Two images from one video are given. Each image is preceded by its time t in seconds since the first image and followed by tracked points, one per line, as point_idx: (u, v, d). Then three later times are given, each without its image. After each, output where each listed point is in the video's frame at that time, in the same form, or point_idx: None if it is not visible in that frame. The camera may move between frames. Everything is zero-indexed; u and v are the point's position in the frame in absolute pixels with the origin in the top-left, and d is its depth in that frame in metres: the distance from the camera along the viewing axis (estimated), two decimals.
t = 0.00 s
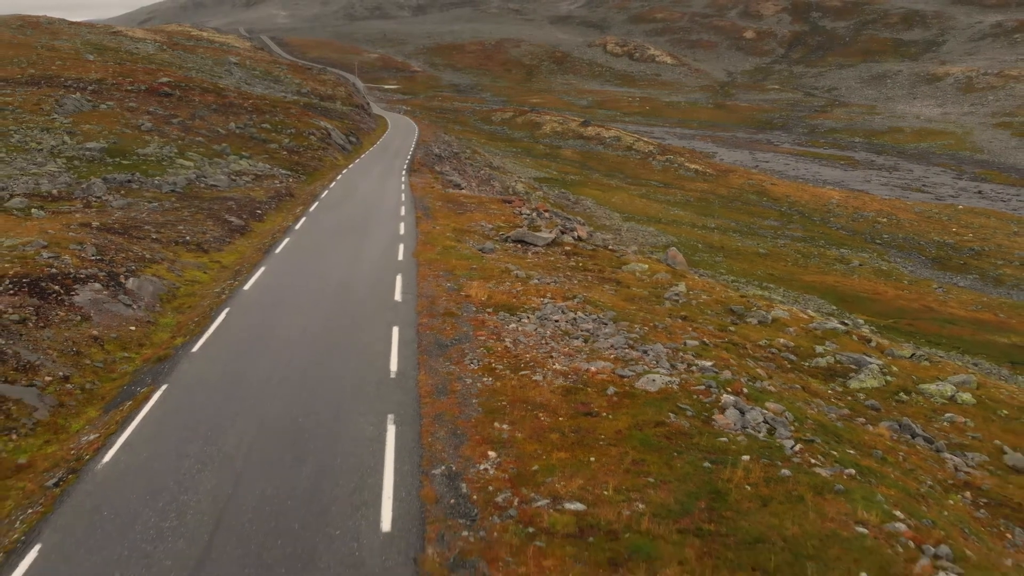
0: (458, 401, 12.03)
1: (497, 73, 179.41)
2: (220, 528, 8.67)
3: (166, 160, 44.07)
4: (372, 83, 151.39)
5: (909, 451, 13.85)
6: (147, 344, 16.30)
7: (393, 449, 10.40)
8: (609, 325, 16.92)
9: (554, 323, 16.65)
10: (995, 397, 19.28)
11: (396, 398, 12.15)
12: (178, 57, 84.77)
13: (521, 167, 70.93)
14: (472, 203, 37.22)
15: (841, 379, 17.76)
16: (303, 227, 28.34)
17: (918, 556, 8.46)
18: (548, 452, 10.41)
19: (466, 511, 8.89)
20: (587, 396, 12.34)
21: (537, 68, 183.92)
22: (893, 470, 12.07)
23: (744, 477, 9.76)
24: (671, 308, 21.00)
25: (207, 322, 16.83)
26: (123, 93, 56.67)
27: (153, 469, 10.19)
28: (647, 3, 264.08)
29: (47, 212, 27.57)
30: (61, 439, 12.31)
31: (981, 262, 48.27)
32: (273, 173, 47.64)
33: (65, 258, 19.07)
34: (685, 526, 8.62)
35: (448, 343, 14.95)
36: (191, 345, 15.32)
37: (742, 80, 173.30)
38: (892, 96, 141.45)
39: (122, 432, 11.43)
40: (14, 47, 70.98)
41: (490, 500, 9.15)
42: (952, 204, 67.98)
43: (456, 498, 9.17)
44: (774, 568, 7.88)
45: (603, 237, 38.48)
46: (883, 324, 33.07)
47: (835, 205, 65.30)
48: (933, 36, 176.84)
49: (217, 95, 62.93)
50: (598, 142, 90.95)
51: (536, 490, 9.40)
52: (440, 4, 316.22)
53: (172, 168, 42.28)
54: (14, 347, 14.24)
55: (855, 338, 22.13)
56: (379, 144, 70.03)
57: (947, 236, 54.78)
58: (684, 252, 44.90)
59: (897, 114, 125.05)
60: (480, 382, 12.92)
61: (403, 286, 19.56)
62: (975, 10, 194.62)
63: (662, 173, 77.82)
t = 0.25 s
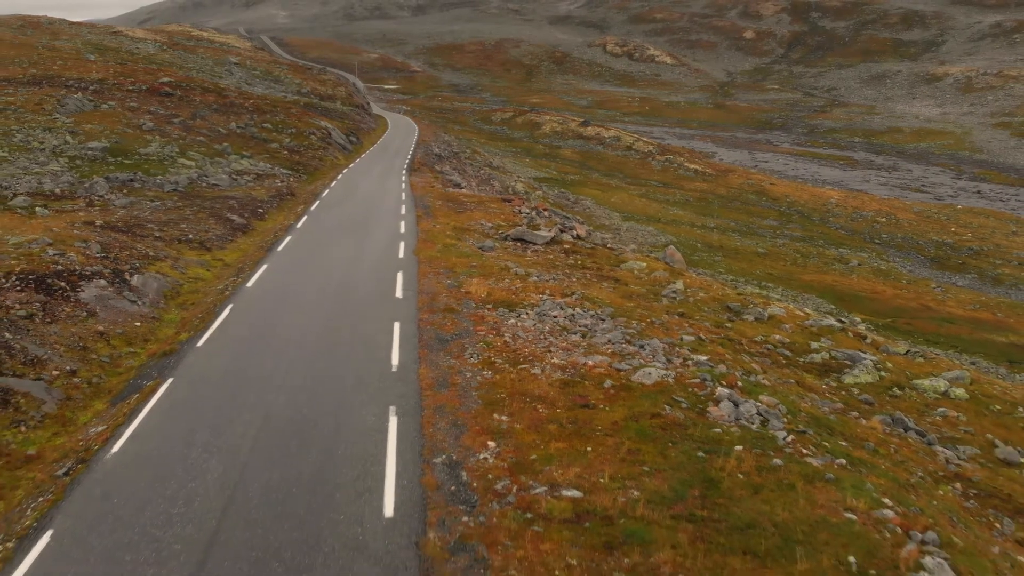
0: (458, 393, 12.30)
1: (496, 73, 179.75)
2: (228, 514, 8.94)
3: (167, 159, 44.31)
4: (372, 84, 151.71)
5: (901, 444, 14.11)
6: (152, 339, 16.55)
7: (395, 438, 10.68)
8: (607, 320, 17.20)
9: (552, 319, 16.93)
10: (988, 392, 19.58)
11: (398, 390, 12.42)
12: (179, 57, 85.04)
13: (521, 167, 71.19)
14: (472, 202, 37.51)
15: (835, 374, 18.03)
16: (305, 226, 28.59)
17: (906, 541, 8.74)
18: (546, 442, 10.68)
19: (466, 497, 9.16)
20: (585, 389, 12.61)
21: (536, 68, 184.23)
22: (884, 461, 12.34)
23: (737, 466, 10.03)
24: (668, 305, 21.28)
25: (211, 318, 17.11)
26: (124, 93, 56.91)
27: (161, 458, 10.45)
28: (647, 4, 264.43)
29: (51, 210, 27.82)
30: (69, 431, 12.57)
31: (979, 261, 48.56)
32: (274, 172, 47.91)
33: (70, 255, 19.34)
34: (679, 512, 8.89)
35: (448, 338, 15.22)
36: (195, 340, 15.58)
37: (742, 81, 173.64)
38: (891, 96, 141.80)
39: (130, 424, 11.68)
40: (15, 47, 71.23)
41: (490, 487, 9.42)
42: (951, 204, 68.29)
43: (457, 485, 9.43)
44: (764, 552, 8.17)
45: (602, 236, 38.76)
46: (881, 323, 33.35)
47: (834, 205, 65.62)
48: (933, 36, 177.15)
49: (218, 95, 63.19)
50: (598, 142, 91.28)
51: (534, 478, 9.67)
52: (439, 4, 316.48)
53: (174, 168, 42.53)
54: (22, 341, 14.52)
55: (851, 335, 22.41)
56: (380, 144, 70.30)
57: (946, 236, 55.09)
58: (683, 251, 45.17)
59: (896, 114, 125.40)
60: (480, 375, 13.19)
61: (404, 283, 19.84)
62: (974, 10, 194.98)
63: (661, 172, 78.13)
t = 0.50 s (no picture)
0: (459, 385, 12.59)
1: (496, 73, 180.07)
2: (235, 500, 9.22)
3: (169, 159, 44.57)
4: (372, 84, 151.99)
5: (893, 436, 14.38)
6: (157, 334, 16.84)
7: (397, 428, 10.96)
8: (604, 316, 17.48)
9: (551, 314, 17.21)
10: (981, 387, 19.87)
11: (400, 382, 12.70)
12: (180, 57, 85.32)
13: (522, 167, 71.44)
14: (472, 201, 37.77)
15: (830, 369, 18.29)
16: (306, 224, 28.85)
17: (892, 526, 9.02)
18: (544, 432, 10.96)
19: (466, 484, 9.44)
20: (582, 381, 12.90)
21: (536, 68, 184.50)
22: (875, 452, 12.62)
23: (729, 454, 10.31)
24: (665, 302, 21.55)
25: (215, 313, 17.40)
26: (125, 93, 57.18)
27: (168, 448, 10.72)
28: (647, 4, 264.70)
29: (55, 209, 28.08)
30: (77, 422, 12.86)
31: (978, 261, 48.83)
32: (275, 172, 48.18)
33: (76, 252, 19.60)
34: (672, 498, 9.17)
35: (449, 332, 15.51)
36: (200, 335, 15.87)
37: (741, 81, 173.94)
38: (891, 96, 142.06)
39: (138, 415, 11.97)
40: (16, 47, 71.48)
41: (489, 474, 9.70)
42: (950, 204, 68.55)
43: (457, 473, 9.71)
44: (755, 535, 8.45)
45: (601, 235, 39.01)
46: (880, 322, 33.61)
47: (833, 204, 65.89)
48: (933, 36, 177.48)
49: (219, 94, 63.46)
50: (598, 141, 91.56)
51: (532, 466, 9.96)
52: (439, 4, 316.69)
53: (176, 167, 42.79)
54: (30, 336, 14.80)
55: (846, 331, 22.69)
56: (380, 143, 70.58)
57: (945, 235, 55.35)
58: (682, 250, 45.45)
59: (896, 114, 125.67)
60: (479, 368, 13.47)
61: (405, 280, 20.13)
62: (974, 10, 195.26)
63: (661, 172, 78.42)
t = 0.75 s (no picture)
0: (459, 377, 12.91)
1: (496, 73, 180.41)
2: (243, 486, 9.53)
3: (171, 158, 44.85)
4: (372, 84, 152.29)
5: (884, 428, 14.69)
6: (162, 329, 17.13)
7: (399, 417, 11.28)
8: (602, 311, 17.81)
9: (549, 309, 17.52)
10: (973, 382, 20.19)
11: (402, 374, 13.02)
12: (180, 57, 85.61)
13: (521, 166, 71.73)
14: (472, 200, 38.06)
15: (824, 364, 18.61)
16: (308, 223, 29.13)
17: (879, 511, 9.32)
18: (542, 422, 11.26)
19: (467, 470, 9.76)
20: (579, 374, 13.21)
21: (536, 68, 184.82)
22: (865, 442, 12.92)
23: (721, 443, 10.63)
24: (663, 299, 21.86)
25: (220, 309, 17.71)
26: (126, 92, 57.43)
27: (176, 437, 11.03)
28: (647, 4, 265.03)
29: (59, 207, 28.39)
30: (86, 414, 13.17)
31: (976, 260, 49.13)
32: (276, 171, 48.46)
33: (82, 249, 19.90)
34: (666, 484, 9.47)
35: (449, 327, 15.83)
36: (205, 330, 16.19)
37: (741, 81, 174.28)
38: (890, 96, 142.38)
39: (146, 405, 12.28)
40: (17, 47, 71.78)
41: (489, 462, 9.99)
42: (949, 203, 68.89)
43: (457, 460, 10.03)
44: (746, 519, 8.74)
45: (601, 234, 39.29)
46: (879, 322, 33.91)
47: (833, 204, 66.20)
48: (932, 36, 177.80)
49: (219, 94, 63.73)
50: (597, 141, 91.82)
51: (530, 453, 10.27)
52: (439, 4, 316.96)
53: (177, 166, 43.07)
54: (38, 330, 15.10)
55: (841, 328, 23.01)
56: (380, 143, 70.78)
57: (943, 235, 55.65)
58: (682, 250, 45.77)
59: (895, 114, 126.02)
60: (479, 361, 13.79)
61: (406, 276, 20.44)
62: (974, 10, 195.61)
63: (660, 172, 78.74)
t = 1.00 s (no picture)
0: (459, 367, 13.31)
1: (496, 73, 180.79)
2: (251, 470, 9.91)
3: (173, 158, 45.22)
4: (372, 84, 152.66)
5: (873, 418, 15.08)
6: (169, 323, 17.53)
7: (402, 404, 11.67)
8: (599, 306, 18.20)
9: (547, 304, 17.92)
10: (964, 376, 20.58)
11: (403, 364, 13.41)
12: (181, 57, 85.98)
13: (521, 166, 72.10)
14: (472, 199, 38.45)
15: (816, 358, 19.00)
16: (310, 221, 29.51)
17: (863, 492, 9.71)
18: (539, 409, 11.67)
19: (467, 454, 10.17)
20: (576, 364, 13.61)
21: (536, 68, 185.19)
22: (853, 430, 13.32)
23: (712, 428, 11.04)
24: (659, 294, 22.24)
25: (225, 303, 18.10)
26: (128, 92, 57.79)
27: (186, 424, 11.41)
28: (646, 4, 265.42)
29: (65, 205, 28.76)
30: (97, 404, 13.58)
31: (974, 260, 49.52)
32: (277, 170, 48.84)
33: (89, 245, 20.29)
34: (658, 467, 9.87)
35: (450, 320, 16.23)
36: (211, 323, 16.58)
37: (740, 81, 174.66)
38: (890, 96, 142.77)
39: (156, 394, 12.67)
40: (19, 47, 72.14)
41: (488, 446, 10.41)
42: (947, 203, 69.25)
43: (458, 444, 10.42)
44: (734, 499, 9.15)
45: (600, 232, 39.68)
46: (876, 320, 34.26)
47: (831, 204, 66.56)
48: (932, 36, 178.15)
49: (221, 94, 64.09)
50: (597, 141, 92.20)
51: (528, 439, 10.68)
52: (439, 4, 317.21)
53: (180, 166, 43.45)
54: (49, 324, 15.49)
55: (835, 323, 23.41)
56: (381, 143, 71.13)
57: (942, 234, 56.02)
58: (681, 249, 46.17)
59: (895, 114, 126.39)
60: (479, 352, 14.19)
61: (407, 272, 20.83)
62: (973, 10, 196.03)
63: (660, 172, 79.13)
